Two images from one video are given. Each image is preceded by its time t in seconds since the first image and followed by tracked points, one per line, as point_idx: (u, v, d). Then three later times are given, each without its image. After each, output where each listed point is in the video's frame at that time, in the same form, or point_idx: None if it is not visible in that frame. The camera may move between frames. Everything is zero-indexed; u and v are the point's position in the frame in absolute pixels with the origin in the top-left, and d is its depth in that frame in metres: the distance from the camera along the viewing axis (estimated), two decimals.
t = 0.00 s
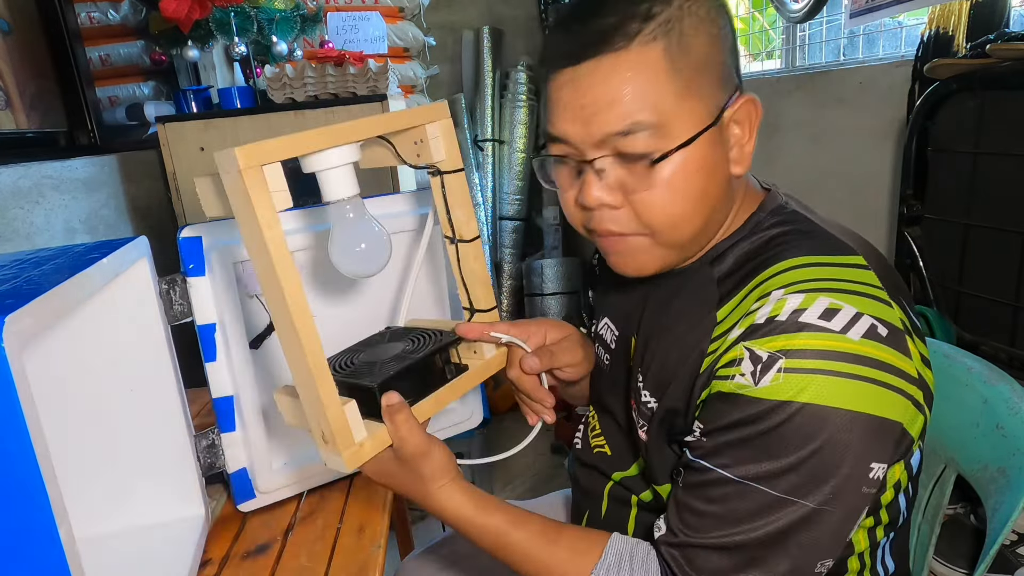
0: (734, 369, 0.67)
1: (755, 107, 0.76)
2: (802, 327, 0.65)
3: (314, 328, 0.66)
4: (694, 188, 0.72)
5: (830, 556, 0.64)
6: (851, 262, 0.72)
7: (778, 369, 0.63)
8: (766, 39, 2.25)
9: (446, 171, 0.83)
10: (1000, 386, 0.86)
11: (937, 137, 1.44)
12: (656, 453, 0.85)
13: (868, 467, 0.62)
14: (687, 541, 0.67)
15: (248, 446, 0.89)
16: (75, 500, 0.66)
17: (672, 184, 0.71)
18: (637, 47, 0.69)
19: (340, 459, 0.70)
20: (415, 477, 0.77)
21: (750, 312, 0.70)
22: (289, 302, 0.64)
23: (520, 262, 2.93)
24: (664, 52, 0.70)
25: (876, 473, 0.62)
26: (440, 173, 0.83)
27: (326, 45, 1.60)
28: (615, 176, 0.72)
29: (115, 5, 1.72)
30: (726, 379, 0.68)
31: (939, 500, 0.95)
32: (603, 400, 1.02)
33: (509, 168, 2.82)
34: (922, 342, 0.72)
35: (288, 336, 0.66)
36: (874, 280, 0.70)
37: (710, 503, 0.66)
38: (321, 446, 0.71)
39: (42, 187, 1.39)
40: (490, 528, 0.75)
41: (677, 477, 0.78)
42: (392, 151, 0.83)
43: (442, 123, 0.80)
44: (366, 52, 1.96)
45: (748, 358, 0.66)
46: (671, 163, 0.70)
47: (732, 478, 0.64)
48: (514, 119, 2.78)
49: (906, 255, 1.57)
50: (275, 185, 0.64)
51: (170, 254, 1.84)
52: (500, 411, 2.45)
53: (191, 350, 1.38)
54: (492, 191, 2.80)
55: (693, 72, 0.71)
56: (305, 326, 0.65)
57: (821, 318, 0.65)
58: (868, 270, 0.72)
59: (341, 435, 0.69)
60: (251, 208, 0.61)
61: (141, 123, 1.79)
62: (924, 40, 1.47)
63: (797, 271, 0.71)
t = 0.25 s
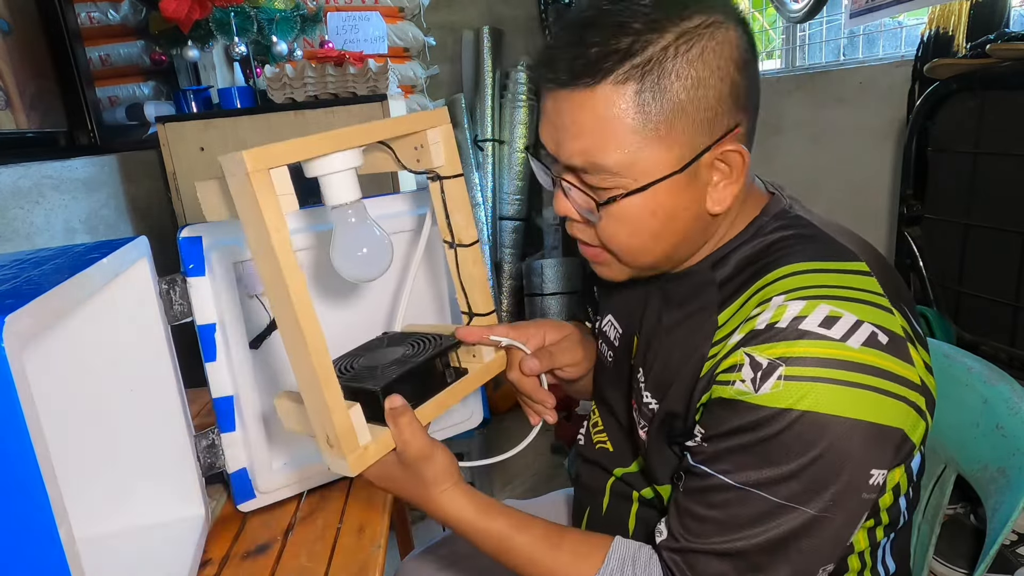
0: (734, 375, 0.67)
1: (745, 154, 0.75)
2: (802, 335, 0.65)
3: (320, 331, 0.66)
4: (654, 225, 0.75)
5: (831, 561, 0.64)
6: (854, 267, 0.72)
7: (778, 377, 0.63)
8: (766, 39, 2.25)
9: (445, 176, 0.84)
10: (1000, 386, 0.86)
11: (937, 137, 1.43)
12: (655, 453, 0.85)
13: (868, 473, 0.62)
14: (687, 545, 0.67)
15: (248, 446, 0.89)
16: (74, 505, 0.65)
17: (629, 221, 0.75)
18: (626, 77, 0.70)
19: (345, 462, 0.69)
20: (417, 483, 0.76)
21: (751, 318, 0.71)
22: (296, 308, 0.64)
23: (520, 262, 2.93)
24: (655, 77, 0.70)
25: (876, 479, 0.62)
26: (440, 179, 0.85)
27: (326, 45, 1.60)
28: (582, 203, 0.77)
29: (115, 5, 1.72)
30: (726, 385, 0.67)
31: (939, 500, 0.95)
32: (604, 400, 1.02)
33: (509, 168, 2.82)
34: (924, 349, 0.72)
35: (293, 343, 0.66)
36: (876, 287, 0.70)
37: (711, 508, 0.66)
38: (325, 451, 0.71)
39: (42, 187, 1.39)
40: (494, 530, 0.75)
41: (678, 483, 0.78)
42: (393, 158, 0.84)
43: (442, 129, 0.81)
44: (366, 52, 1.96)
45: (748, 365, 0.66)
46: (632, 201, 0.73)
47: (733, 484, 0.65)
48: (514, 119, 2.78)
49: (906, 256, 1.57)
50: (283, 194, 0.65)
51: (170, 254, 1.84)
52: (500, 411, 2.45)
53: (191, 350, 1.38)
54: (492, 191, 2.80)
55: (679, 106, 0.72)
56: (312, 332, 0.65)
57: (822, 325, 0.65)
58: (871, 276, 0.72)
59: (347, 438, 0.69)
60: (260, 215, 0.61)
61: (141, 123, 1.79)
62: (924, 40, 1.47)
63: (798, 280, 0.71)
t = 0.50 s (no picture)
0: (743, 380, 0.67)
1: (751, 157, 0.75)
2: (811, 339, 0.65)
3: (319, 348, 0.63)
4: (654, 222, 0.75)
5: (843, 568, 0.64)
6: (863, 271, 0.72)
7: (787, 382, 0.63)
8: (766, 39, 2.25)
9: (432, 187, 0.81)
10: (1000, 386, 0.86)
11: (937, 136, 1.44)
12: (660, 457, 0.85)
13: (880, 478, 0.62)
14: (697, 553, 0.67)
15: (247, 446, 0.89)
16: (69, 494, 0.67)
17: (629, 216, 0.75)
18: (639, 70, 0.70)
19: (350, 477, 0.66)
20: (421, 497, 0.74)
21: (759, 320, 0.71)
22: (293, 323, 0.61)
23: (520, 262, 2.93)
24: (669, 73, 0.70)
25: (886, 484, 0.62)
26: (427, 190, 0.81)
27: (326, 45, 1.60)
28: (585, 191, 0.77)
29: (115, 5, 1.71)
30: (735, 390, 0.68)
31: (939, 500, 0.95)
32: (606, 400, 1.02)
33: (508, 168, 2.82)
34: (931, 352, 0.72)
35: (289, 360, 0.63)
36: (884, 290, 0.70)
37: (720, 516, 0.66)
38: (327, 466, 0.67)
39: (42, 187, 1.39)
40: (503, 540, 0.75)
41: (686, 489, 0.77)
42: (378, 171, 0.80)
43: (426, 140, 0.79)
44: (366, 52, 1.96)
45: (757, 369, 0.66)
46: (636, 195, 0.73)
47: (744, 491, 0.65)
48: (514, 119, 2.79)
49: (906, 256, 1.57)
50: (274, 208, 0.61)
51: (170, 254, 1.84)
52: (500, 411, 2.45)
53: (192, 351, 1.38)
54: (492, 191, 2.80)
55: (689, 106, 0.72)
56: (310, 346, 0.62)
57: (831, 329, 0.65)
58: (879, 280, 0.72)
59: (350, 451, 0.65)
60: (247, 225, 0.58)
61: (141, 123, 1.79)
62: (924, 39, 1.47)
63: (806, 282, 0.71)
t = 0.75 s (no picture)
0: (752, 387, 0.67)
1: (769, 157, 0.75)
2: (820, 346, 0.65)
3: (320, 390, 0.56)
4: (671, 220, 0.75)
5: None
6: (871, 275, 0.72)
7: (798, 389, 0.63)
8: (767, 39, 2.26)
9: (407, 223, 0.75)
10: (1000, 386, 0.86)
11: (937, 137, 1.44)
12: (667, 461, 0.86)
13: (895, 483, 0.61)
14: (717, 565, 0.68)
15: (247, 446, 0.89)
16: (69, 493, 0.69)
17: (646, 215, 0.75)
18: (664, 65, 0.69)
19: (360, 514, 0.58)
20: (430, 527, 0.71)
21: (766, 325, 0.71)
22: (291, 360, 0.53)
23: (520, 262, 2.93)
24: (693, 70, 0.70)
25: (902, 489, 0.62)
26: (402, 227, 0.75)
27: (326, 45, 1.60)
28: (602, 188, 0.76)
29: (115, 5, 1.71)
30: (745, 398, 0.68)
31: (939, 500, 0.94)
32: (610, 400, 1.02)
33: (508, 168, 2.82)
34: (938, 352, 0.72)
35: (285, 398, 0.55)
36: (893, 295, 0.70)
37: (738, 527, 0.67)
38: (332, 508, 0.59)
39: (42, 187, 1.39)
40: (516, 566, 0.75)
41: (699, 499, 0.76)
42: (353, 211, 0.73)
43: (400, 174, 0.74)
44: (366, 52, 1.96)
45: (766, 376, 0.66)
46: (653, 193, 0.73)
47: (760, 502, 0.65)
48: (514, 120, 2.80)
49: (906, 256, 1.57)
50: (265, 245, 0.55)
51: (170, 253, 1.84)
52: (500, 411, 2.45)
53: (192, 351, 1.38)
54: (492, 191, 2.80)
55: (712, 102, 0.72)
56: (310, 384, 0.55)
57: (839, 334, 0.65)
58: (889, 284, 0.72)
59: (359, 491, 0.58)
60: (240, 265, 0.52)
61: (141, 123, 1.79)
62: (924, 40, 1.47)
63: (814, 287, 0.71)
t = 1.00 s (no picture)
0: (761, 392, 0.67)
1: (793, 146, 0.76)
2: (830, 350, 0.64)
3: (313, 410, 0.55)
4: (692, 206, 0.75)
5: None
6: (879, 279, 0.72)
7: (808, 394, 0.63)
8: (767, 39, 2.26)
9: (395, 229, 0.75)
10: (1000, 386, 0.86)
11: (937, 136, 1.43)
12: (672, 463, 0.86)
13: (902, 487, 0.62)
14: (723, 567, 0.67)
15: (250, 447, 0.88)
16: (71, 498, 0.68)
17: (668, 200, 0.74)
18: (698, 44, 0.70)
19: (361, 534, 0.59)
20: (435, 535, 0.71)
21: (775, 328, 0.71)
22: (279, 382, 0.53)
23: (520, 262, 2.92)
24: (727, 50, 0.71)
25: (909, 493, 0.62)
26: (390, 233, 0.75)
27: (326, 45, 1.60)
28: (621, 172, 0.76)
29: (115, 5, 1.70)
30: (754, 402, 0.68)
31: (939, 500, 0.94)
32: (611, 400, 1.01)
33: (508, 167, 2.82)
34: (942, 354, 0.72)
35: (279, 420, 0.55)
36: (902, 299, 0.70)
37: (745, 532, 0.66)
38: (332, 526, 0.59)
39: (42, 187, 1.40)
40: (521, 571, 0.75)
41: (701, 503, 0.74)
42: (340, 219, 0.73)
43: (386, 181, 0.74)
44: (366, 52, 1.96)
45: (775, 381, 0.66)
46: (677, 175, 0.73)
47: (767, 507, 0.65)
48: (514, 119, 2.80)
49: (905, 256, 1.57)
50: (245, 270, 0.54)
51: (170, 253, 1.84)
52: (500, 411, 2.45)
53: (193, 351, 1.38)
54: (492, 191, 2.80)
55: (745, 83, 0.72)
56: (299, 403, 0.54)
57: (849, 340, 0.65)
58: (897, 287, 0.71)
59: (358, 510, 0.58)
60: (221, 290, 0.51)
61: (141, 123, 1.79)
62: (924, 40, 1.47)
63: (823, 290, 0.70)
